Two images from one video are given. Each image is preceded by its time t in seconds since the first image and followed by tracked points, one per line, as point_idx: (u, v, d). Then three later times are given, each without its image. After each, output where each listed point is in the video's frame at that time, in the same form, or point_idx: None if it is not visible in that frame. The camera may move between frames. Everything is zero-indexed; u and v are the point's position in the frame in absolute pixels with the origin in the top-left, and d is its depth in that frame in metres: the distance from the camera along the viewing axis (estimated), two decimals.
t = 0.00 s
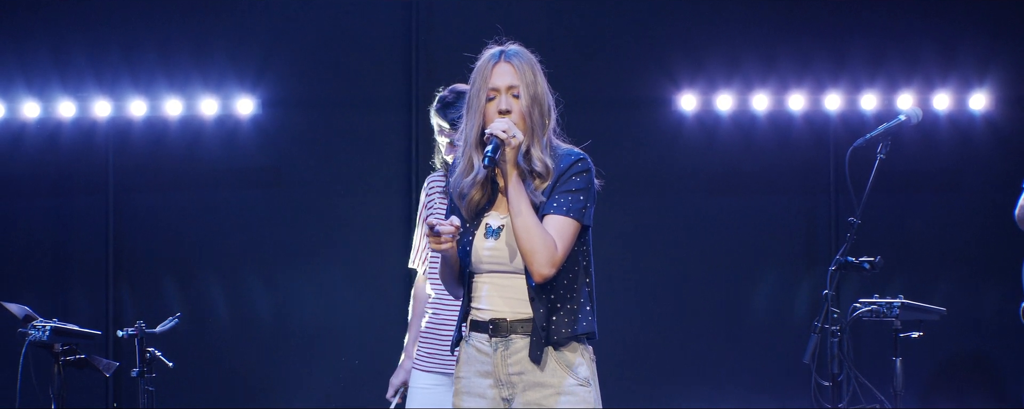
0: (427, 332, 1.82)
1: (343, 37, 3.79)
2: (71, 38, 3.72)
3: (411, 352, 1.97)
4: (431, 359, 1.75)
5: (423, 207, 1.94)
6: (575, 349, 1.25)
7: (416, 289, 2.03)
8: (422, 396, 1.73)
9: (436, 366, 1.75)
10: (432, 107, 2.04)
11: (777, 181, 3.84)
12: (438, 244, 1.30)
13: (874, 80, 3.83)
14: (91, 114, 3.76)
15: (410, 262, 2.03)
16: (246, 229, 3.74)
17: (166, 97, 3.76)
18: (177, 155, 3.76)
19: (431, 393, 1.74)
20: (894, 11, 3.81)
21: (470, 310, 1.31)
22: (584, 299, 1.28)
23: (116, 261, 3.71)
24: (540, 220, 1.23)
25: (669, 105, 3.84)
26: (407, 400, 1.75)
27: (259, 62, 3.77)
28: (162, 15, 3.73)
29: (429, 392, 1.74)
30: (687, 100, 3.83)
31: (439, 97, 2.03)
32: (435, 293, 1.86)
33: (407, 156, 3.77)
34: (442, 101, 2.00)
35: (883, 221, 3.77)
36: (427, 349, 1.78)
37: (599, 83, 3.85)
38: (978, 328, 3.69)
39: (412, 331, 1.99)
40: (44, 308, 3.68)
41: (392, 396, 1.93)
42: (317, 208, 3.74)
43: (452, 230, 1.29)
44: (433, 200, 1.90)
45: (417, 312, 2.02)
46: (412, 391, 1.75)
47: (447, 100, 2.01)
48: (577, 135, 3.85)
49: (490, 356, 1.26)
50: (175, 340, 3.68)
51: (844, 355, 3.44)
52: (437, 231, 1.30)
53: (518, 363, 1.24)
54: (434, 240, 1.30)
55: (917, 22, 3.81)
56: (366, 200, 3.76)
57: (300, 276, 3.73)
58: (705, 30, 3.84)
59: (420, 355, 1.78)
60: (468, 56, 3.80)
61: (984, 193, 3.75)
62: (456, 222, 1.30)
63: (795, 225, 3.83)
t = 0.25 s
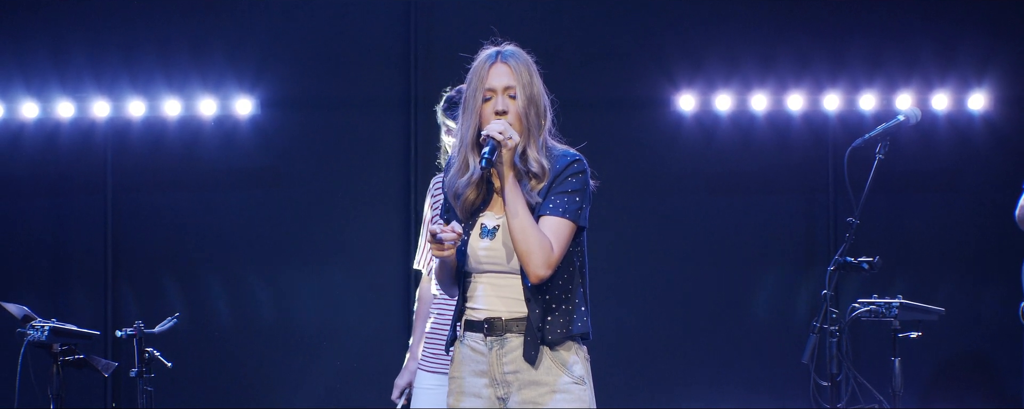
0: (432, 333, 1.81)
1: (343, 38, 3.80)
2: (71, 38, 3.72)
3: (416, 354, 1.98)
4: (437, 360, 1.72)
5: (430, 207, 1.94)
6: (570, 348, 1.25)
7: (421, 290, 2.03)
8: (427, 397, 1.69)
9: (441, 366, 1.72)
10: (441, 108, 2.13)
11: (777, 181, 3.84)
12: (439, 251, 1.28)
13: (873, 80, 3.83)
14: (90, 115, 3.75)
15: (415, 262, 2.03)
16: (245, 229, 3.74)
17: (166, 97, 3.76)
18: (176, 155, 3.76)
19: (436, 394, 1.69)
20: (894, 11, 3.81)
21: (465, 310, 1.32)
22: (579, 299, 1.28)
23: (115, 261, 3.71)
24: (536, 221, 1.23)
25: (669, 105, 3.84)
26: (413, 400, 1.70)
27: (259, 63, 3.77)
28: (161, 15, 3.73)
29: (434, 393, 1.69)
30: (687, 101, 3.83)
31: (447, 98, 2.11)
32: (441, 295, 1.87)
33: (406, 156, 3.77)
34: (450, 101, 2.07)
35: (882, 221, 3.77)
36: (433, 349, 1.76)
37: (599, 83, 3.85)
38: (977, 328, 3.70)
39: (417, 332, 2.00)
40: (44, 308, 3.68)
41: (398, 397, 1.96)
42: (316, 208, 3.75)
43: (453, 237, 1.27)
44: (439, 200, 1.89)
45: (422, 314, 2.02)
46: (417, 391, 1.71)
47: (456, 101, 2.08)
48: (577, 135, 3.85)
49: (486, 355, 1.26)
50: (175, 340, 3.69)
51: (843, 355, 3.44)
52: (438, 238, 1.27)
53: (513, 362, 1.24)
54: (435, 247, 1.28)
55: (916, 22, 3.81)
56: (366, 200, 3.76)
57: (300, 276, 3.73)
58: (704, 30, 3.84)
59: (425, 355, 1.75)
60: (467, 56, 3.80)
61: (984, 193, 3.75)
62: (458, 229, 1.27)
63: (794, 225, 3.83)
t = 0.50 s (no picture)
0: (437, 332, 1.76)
1: (343, 37, 3.79)
2: (70, 39, 3.72)
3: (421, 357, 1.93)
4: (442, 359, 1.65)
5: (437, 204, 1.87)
6: (572, 348, 1.25)
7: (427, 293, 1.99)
8: (431, 398, 1.61)
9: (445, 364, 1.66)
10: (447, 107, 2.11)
11: (777, 181, 3.84)
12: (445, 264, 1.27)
13: (873, 80, 3.83)
14: (89, 115, 3.75)
15: (421, 262, 1.97)
16: (245, 229, 3.74)
17: (165, 97, 3.75)
18: (176, 155, 3.75)
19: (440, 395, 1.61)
20: (894, 11, 3.81)
21: (467, 310, 1.32)
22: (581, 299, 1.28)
23: (115, 261, 3.71)
24: (538, 222, 1.23)
25: (669, 106, 3.85)
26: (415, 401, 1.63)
27: (259, 62, 3.77)
28: (161, 16, 3.73)
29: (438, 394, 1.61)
30: (686, 101, 3.83)
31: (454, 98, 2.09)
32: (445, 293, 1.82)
33: (405, 156, 3.77)
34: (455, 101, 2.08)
35: (882, 221, 3.77)
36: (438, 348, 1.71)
37: (599, 83, 3.85)
38: (977, 328, 3.70)
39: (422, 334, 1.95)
40: (43, 308, 3.68)
41: (401, 399, 1.87)
42: (316, 208, 3.74)
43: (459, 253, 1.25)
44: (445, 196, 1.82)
45: (427, 316, 1.98)
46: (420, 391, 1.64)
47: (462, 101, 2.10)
48: (576, 135, 3.85)
49: (488, 355, 1.26)
50: (174, 340, 3.68)
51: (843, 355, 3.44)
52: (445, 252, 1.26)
53: (515, 362, 1.24)
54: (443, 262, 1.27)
55: (916, 22, 3.82)
56: (365, 200, 3.75)
57: (300, 276, 3.73)
58: (704, 31, 3.84)
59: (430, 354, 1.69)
60: (467, 56, 3.80)
61: (984, 193, 3.75)
62: (464, 244, 1.25)
63: (794, 225, 3.83)
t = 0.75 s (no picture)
0: (439, 334, 1.81)
1: (343, 37, 3.79)
2: (70, 39, 3.71)
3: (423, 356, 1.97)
4: (443, 360, 1.73)
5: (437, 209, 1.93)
6: (580, 349, 1.25)
7: (429, 293, 2.04)
8: (433, 396, 1.70)
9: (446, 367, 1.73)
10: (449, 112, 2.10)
11: (777, 181, 3.84)
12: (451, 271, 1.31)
13: (873, 80, 3.83)
14: (89, 115, 3.74)
15: (422, 263, 2.04)
16: (245, 229, 3.73)
17: (165, 97, 3.75)
18: (175, 156, 3.75)
19: (442, 393, 1.71)
20: (894, 11, 3.82)
21: (474, 310, 1.31)
22: (589, 299, 1.28)
23: (114, 261, 3.70)
24: (546, 222, 1.23)
25: (668, 106, 3.85)
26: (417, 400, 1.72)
27: (259, 62, 3.77)
28: (161, 15, 3.72)
29: (439, 392, 1.71)
30: (686, 101, 3.83)
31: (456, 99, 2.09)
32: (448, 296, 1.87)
33: (406, 156, 3.76)
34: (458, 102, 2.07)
35: (881, 221, 3.78)
36: (439, 350, 1.76)
37: (599, 83, 3.85)
38: (977, 327, 3.70)
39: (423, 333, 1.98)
40: (43, 308, 3.67)
41: (404, 398, 1.95)
42: (316, 207, 3.74)
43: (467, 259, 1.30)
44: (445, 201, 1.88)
45: (428, 316, 2.01)
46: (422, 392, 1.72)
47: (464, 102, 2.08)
48: (577, 134, 3.85)
49: (495, 356, 1.26)
50: (174, 340, 3.68)
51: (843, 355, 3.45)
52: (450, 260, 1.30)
53: (523, 363, 1.24)
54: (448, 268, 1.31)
55: (916, 22, 3.82)
56: (365, 200, 3.75)
57: (299, 275, 3.72)
58: (704, 31, 3.84)
59: (431, 356, 1.75)
60: (467, 56, 3.80)
61: (983, 193, 3.76)
62: (469, 249, 1.30)
63: (794, 225, 3.84)
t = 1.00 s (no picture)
0: (438, 334, 1.78)
1: (343, 37, 3.78)
2: (70, 38, 3.70)
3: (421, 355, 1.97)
4: (443, 359, 1.70)
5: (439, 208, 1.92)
6: (594, 350, 1.25)
7: (429, 294, 2.03)
8: (432, 397, 1.67)
9: (444, 366, 1.70)
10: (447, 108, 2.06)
11: (777, 182, 3.85)
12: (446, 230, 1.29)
13: (872, 81, 3.84)
14: (89, 115, 3.73)
15: (422, 264, 2.03)
16: (245, 228, 3.72)
17: (165, 97, 3.74)
18: (175, 156, 3.73)
19: (441, 393, 1.68)
20: (894, 12, 3.82)
21: (485, 311, 1.30)
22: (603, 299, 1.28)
23: (114, 262, 3.69)
24: (560, 221, 1.23)
25: (669, 106, 3.85)
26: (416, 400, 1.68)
27: (259, 62, 3.76)
28: (161, 15, 3.71)
29: (438, 393, 1.68)
30: (687, 101, 3.84)
31: (456, 97, 2.06)
32: (447, 295, 1.85)
33: (406, 156, 3.75)
34: (457, 101, 2.03)
35: (881, 221, 3.78)
36: (438, 350, 1.74)
37: (600, 84, 3.85)
38: (977, 327, 3.71)
39: (422, 334, 1.98)
40: (42, 308, 3.66)
41: (402, 397, 1.93)
42: (316, 207, 3.73)
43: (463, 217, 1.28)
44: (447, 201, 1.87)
45: (428, 316, 2.00)
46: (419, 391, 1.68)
47: (462, 100, 2.05)
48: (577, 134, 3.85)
49: (508, 357, 1.25)
50: (174, 340, 3.66)
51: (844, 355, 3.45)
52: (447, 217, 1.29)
53: (537, 365, 1.24)
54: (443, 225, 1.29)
55: (916, 23, 3.83)
56: (365, 200, 3.74)
57: (300, 275, 3.71)
58: (704, 31, 3.85)
59: (431, 354, 1.74)
60: (468, 57, 3.79)
61: (983, 192, 3.77)
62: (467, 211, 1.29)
63: (794, 225, 3.84)
